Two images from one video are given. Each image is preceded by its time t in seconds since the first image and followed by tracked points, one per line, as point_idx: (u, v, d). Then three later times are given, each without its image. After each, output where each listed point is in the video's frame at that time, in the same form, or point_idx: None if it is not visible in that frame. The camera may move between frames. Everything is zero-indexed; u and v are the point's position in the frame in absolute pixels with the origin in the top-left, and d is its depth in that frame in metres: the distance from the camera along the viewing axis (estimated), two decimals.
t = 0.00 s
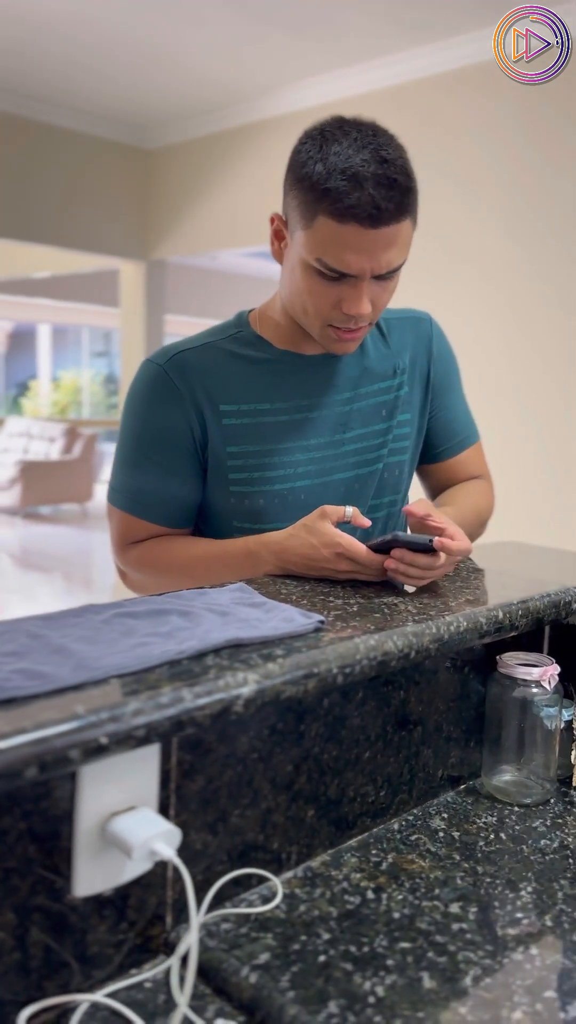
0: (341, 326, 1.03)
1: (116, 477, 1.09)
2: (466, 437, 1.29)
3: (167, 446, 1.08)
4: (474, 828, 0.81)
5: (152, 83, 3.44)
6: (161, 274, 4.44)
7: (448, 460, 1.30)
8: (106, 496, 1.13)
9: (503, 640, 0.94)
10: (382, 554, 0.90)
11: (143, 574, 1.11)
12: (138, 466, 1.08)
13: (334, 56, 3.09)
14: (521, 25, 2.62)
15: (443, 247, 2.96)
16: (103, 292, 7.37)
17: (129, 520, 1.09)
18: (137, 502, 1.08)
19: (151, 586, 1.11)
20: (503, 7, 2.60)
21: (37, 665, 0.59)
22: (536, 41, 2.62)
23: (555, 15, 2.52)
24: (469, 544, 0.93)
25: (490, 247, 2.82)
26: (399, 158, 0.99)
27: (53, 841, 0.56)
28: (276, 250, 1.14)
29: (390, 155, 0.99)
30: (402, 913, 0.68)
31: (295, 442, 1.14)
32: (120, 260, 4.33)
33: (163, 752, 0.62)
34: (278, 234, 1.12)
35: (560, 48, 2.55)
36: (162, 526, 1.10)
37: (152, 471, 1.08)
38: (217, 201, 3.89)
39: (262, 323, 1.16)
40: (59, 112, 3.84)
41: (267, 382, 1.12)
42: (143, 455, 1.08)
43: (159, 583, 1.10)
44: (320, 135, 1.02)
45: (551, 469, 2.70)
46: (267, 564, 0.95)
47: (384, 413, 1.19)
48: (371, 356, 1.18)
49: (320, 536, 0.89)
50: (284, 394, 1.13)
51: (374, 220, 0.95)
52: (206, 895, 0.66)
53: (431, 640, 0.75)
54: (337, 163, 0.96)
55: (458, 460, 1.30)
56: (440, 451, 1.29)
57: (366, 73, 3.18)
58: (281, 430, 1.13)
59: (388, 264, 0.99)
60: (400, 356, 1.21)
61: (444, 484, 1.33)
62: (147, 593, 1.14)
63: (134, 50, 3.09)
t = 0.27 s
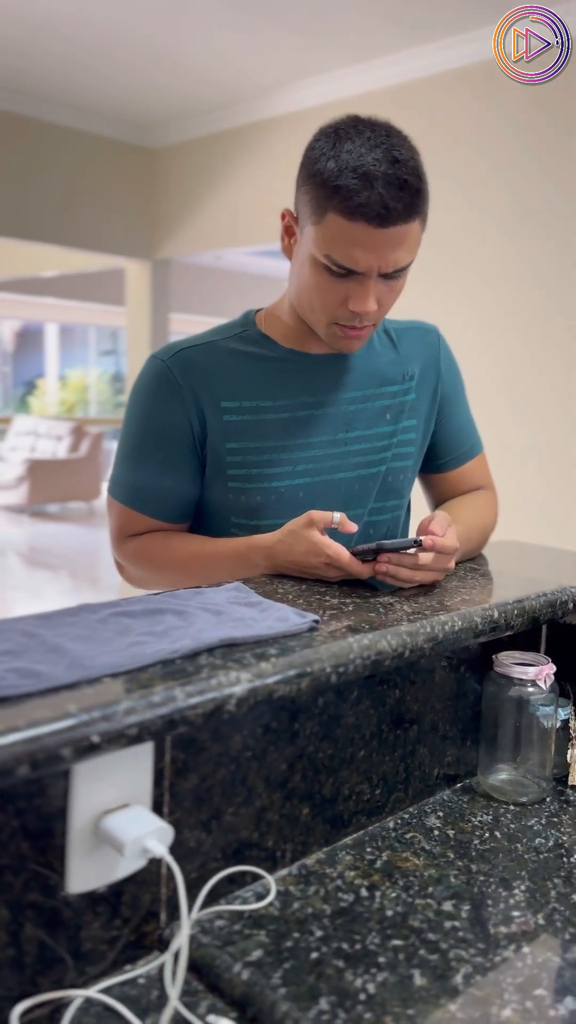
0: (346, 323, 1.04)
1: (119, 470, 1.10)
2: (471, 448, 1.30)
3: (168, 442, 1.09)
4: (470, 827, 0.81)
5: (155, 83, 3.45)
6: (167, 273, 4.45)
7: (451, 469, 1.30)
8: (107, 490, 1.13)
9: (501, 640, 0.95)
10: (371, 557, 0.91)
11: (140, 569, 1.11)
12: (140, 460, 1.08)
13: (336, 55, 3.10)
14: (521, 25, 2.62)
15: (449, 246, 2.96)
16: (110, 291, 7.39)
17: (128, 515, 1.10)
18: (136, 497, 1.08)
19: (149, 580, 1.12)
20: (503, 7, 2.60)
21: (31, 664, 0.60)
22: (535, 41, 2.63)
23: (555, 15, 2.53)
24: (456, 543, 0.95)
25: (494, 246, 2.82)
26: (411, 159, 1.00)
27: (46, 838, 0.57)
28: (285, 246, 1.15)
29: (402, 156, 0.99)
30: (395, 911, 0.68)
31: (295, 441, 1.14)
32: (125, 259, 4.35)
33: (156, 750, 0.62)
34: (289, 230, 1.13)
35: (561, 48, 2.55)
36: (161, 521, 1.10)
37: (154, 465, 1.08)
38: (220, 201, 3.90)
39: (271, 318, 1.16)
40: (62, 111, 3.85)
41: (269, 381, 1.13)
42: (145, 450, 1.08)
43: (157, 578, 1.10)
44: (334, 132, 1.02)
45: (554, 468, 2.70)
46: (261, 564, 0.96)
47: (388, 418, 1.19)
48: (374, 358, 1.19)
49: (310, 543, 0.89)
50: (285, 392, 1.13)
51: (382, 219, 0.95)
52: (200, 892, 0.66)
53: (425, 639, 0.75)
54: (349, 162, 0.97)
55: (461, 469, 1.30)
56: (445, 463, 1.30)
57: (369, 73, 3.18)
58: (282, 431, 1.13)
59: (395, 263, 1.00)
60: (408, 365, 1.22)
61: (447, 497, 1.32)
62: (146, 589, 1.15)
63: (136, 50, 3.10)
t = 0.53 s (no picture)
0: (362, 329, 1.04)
1: (126, 463, 1.10)
2: (477, 446, 1.29)
3: (176, 438, 1.09)
4: (467, 825, 0.81)
5: (159, 81, 3.45)
6: (173, 271, 4.46)
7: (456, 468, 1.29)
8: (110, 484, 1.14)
9: (500, 640, 0.95)
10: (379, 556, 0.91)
11: (141, 562, 1.12)
12: (148, 456, 1.09)
13: (340, 53, 3.09)
14: (521, 25, 2.62)
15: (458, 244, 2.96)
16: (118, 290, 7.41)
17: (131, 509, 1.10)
18: (140, 491, 1.09)
19: (151, 574, 1.12)
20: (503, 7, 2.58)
21: (27, 662, 0.61)
22: (536, 41, 2.62)
23: (556, 16, 2.51)
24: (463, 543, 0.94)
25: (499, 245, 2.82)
26: (439, 171, 1.00)
27: (42, 834, 0.57)
28: (302, 245, 1.14)
29: (432, 169, 0.99)
30: (390, 908, 0.68)
31: (301, 440, 1.14)
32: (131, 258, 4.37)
33: (152, 748, 0.63)
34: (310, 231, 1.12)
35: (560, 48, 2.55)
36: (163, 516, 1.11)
37: (162, 460, 1.08)
38: (225, 200, 3.91)
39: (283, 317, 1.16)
40: (68, 110, 3.86)
41: (276, 379, 1.13)
42: (154, 445, 1.09)
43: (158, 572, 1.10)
44: (366, 139, 1.02)
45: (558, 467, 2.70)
46: (261, 563, 0.96)
47: (392, 417, 1.20)
48: (381, 359, 1.19)
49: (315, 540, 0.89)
50: (292, 391, 1.13)
51: (410, 231, 0.95)
52: (195, 888, 0.66)
53: (422, 638, 0.76)
54: (380, 170, 0.96)
55: (466, 467, 1.29)
56: (450, 461, 1.29)
57: (373, 70, 3.18)
58: (287, 430, 1.13)
59: (416, 273, 1.00)
60: (413, 363, 1.22)
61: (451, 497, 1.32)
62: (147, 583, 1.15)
63: (140, 48, 3.11)
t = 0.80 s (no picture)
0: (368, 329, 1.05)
1: (133, 459, 1.11)
2: (480, 445, 1.30)
3: (183, 435, 1.10)
4: (467, 821, 0.82)
5: (169, 81, 3.48)
6: (182, 271, 4.48)
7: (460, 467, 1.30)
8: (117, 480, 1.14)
9: (501, 636, 0.96)
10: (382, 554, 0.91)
11: (144, 557, 1.12)
12: (154, 452, 1.09)
13: (348, 53, 3.11)
14: (521, 25, 2.66)
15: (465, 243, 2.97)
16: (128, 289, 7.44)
17: (137, 506, 1.11)
18: (146, 489, 1.09)
19: (154, 569, 1.13)
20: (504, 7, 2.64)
21: (30, 658, 0.61)
22: (536, 41, 2.67)
23: (555, 15, 2.56)
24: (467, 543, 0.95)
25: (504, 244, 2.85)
26: (451, 175, 1.00)
27: (44, 828, 0.58)
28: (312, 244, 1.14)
29: (445, 173, 0.99)
30: (390, 903, 0.69)
31: (306, 438, 1.15)
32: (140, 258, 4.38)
33: (153, 743, 0.63)
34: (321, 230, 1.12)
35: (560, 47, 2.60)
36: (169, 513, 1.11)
37: (168, 457, 1.09)
38: (234, 200, 3.93)
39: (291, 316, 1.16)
40: (79, 110, 3.88)
41: (281, 378, 1.13)
42: (161, 442, 1.09)
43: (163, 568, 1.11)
44: (379, 141, 1.02)
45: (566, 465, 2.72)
46: (264, 560, 0.97)
47: (396, 415, 1.20)
48: (387, 358, 1.19)
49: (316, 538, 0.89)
50: (297, 390, 1.14)
51: (420, 233, 0.95)
52: (196, 882, 0.67)
53: (423, 636, 0.76)
54: (392, 172, 0.97)
55: (470, 465, 1.29)
56: (451, 460, 1.29)
57: (380, 70, 3.20)
58: (291, 429, 1.14)
59: (424, 275, 1.01)
60: (417, 362, 1.22)
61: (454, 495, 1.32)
62: (151, 578, 1.16)
63: (150, 48, 3.12)
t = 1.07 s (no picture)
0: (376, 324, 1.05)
1: (141, 457, 1.12)
2: (487, 444, 1.30)
3: (190, 433, 1.10)
4: (473, 817, 0.82)
5: (178, 81, 3.49)
6: (192, 271, 4.49)
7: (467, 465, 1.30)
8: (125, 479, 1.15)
9: (508, 633, 0.96)
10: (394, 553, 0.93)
11: (153, 555, 1.13)
12: (162, 450, 1.10)
13: (356, 52, 3.12)
14: (521, 25, 2.68)
15: (473, 242, 2.97)
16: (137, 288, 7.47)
17: (145, 505, 1.12)
18: (153, 488, 1.10)
19: (162, 566, 1.14)
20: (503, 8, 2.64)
21: (39, 654, 0.62)
22: (535, 41, 2.69)
23: (556, 15, 2.58)
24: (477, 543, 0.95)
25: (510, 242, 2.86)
26: (453, 168, 1.00)
27: (53, 820, 0.59)
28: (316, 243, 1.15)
29: (446, 166, 1.00)
30: (395, 897, 0.70)
31: (312, 436, 1.15)
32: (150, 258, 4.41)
33: (161, 737, 0.64)
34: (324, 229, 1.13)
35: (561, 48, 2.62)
36: (176, 511, 1.12)
37: (176, 455, 1.10)
38: (243, 200, 3.94)
39: (297, 315, 1.17)
40: (88, 110, 3.90)
41: (288, 376, 1.14)
42: (169, 440, 1.10)
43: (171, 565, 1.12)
44: (380, 137, 1.02)
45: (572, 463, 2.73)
46: (270, 558, 0.98)
47: (402, 414, 1.21)
48: (393, 356, 1.20)
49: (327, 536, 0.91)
50: (303, 389, 1.14)
51: (424, 226, 0.96)
52: (204, 875, 0.68)
53: (428, 632, 0.77)
54: (395, 167, 0.97)
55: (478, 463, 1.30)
56: (458, 459, 1.30)
57: (388, 70, 3.21)
58: (297, 427, 1.14)
59: (430, 268, 1.01)
60: (423, 361, 1.23)
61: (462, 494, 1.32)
62: (160, 575, 1.17)
63: (160, 48, 3.13)
